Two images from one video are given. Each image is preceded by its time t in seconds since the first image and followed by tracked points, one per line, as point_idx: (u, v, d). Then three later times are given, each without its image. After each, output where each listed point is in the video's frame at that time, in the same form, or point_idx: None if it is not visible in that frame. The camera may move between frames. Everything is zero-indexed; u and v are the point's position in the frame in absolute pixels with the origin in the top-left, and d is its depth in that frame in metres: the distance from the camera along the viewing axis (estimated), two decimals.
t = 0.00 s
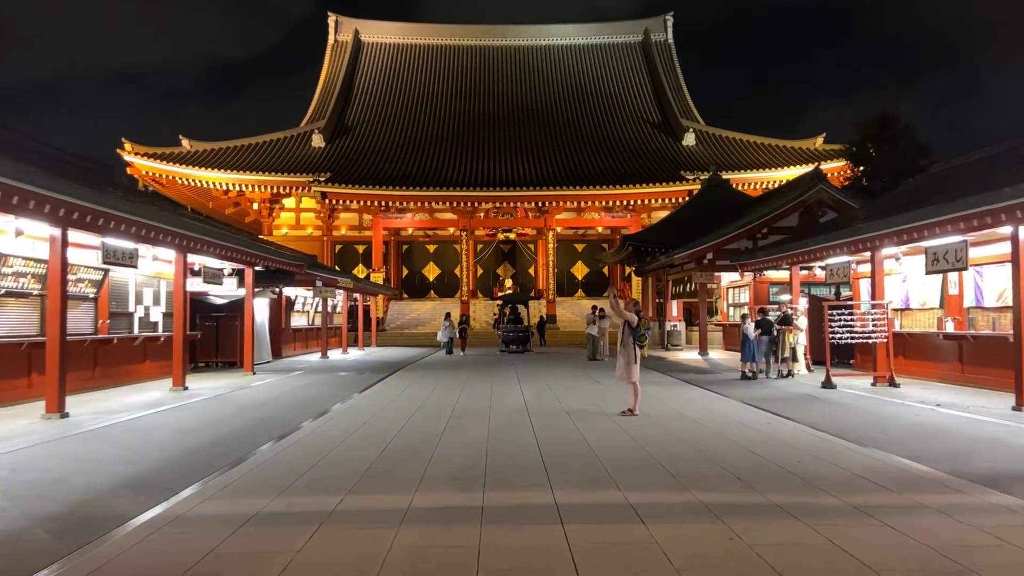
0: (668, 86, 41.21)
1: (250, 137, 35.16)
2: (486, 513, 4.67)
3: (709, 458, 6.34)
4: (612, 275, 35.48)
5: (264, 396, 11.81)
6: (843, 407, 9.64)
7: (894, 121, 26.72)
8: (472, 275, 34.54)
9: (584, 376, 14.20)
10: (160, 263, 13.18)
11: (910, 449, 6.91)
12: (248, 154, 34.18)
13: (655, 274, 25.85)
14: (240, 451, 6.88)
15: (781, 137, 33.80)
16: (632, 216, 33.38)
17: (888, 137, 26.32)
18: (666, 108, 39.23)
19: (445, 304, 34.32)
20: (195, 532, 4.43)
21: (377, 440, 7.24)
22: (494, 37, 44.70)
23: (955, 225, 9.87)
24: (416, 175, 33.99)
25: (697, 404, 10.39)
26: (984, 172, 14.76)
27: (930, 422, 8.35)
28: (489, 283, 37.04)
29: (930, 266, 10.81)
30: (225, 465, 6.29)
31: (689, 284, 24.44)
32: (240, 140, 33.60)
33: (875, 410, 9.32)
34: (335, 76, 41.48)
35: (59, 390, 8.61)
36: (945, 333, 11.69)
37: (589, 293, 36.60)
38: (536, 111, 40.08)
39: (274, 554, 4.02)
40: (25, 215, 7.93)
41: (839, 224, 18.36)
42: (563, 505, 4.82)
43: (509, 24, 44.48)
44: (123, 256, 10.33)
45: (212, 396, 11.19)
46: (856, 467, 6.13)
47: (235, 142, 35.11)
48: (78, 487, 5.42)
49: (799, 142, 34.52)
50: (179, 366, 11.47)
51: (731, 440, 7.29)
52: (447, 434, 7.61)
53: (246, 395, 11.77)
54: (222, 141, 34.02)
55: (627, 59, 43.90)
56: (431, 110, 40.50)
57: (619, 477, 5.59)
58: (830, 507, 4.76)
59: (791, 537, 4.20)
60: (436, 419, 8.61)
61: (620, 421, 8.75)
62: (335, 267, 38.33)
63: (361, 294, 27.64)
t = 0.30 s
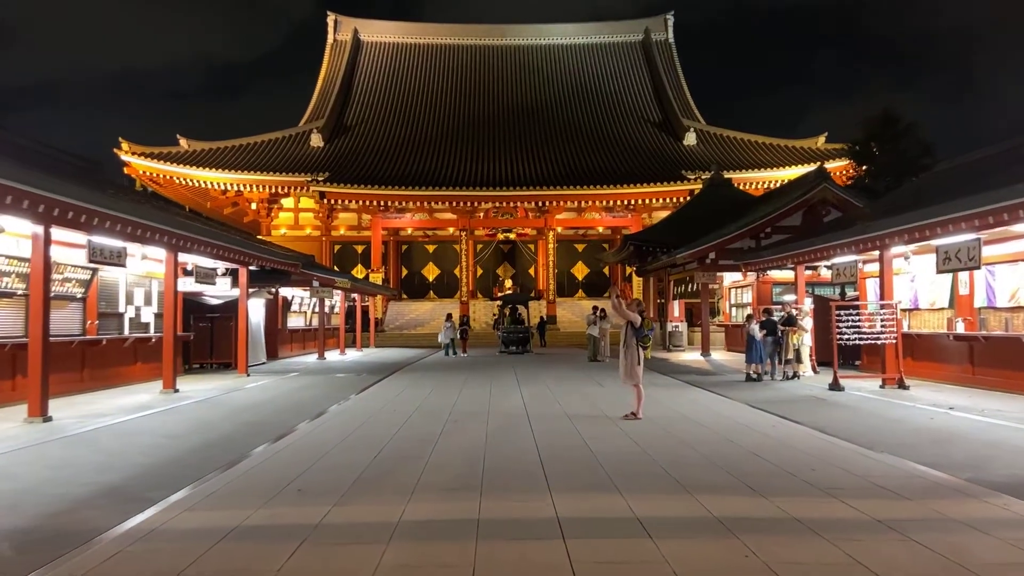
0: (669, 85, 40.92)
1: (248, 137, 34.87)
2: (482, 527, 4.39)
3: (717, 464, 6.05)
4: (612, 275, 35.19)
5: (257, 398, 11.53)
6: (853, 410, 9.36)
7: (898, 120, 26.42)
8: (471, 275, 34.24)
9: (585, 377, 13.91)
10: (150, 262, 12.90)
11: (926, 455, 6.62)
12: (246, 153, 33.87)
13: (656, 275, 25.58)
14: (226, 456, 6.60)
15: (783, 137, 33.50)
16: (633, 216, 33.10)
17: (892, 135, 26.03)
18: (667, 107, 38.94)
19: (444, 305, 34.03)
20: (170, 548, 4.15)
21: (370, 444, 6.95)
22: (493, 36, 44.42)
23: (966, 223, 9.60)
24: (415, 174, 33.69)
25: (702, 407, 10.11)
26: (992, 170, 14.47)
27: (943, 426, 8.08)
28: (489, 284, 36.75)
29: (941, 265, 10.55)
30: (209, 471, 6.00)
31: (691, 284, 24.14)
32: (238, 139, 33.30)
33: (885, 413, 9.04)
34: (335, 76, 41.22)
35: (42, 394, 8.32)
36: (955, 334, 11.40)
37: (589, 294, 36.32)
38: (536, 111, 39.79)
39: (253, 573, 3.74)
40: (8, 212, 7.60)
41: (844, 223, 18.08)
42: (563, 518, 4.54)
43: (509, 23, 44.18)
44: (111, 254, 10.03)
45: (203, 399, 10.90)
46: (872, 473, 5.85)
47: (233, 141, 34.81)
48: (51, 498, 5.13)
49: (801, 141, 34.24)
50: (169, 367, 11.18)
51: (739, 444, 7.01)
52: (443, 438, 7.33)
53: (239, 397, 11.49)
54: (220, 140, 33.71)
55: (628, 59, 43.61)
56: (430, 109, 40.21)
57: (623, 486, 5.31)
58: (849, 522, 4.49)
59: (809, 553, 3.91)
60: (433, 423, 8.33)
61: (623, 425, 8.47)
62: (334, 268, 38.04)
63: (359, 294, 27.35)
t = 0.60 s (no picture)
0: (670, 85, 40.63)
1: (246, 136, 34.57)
2: (481, 543, 4.08)
3: (730, 473, 5.75)
4: (613, 276, 34.89)
5: (252, 401, 11.22)
6: (865, 415, 9.05)
7: (903, 119, 26.13)
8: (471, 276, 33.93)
9: (588, 380, 13.61)
10: (142, 262, 12.60)
11: (947, 463, 6.32)
12: (244, 153, 33.58)
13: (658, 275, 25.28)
14: (214, 463, 6.28)
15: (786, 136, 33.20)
16: (634, 216, 32.80)
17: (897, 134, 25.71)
18: (668, 106, 38.64)
19: (444, 306, 33.72)
20: (146, 566, 3.84)
21: (364, 453, 6.63)
22: (494, 35, 44.13)
23: (980, 221, 9.31)
24: (415, 174, 33.38)
25: (708, 411, 9.81)
26: (1001, 167, 14.17)
27: (961, 431, 7.77)
28: (489, 284, 36.44)
29: (956, 264, 10.26)
30: (192, 482, 5.67)
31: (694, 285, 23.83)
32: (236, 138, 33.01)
33: (899, 417, 8.74)
34: (334, 75, 40.94)
35: (25, 397, 8.02)
36: (968, 334, 11.10)
37: (590, 294, 36.00)
38: (537, 110, 39.50)
39: None
40: None
41: (850, 222, 17.78)
42: (570, 534, 4.23)
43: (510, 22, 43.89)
44: (99, 252, 9.71)
45: (195, 402, 10.59)
46: (894, 483, 5.54)
47: (231, 141, 34.54)
48: (25, 509, 4.84)
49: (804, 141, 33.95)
50: (160, 369, 10.86)
51: (751, 451, 6.71)
52: (440, 446, 7.01)
53: (233, 399, 11.16)
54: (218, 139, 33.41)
55: (629, 58, 43.32)
56: (430, 109, 39.92)
57: (631, 497, 5.01)
58: (876, 539, 4.19)
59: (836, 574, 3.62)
60: (430, 429, 8.02)
61: (628, 431, 8.14)
62: (333, 268, 37.73)
63: (358, 294, 27.03)
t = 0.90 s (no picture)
0: (671, 85, 40.36)
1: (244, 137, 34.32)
2: (474, 559, 3.80)
3: (738, 481, 5.47)
4: (614, 276, 34.61)
5: (244, 404, 10.95)
6: (875, 418, 8.77)
7: (906, 117, 25.86)
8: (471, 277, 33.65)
9: (589, 382, 13.33)
10: (132, 261, 12.32)
11: (965, 470, 6.04)
12: (242, 153, 33.32)
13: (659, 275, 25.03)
14: (196, 471, 6.00)
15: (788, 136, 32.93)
16: (635, 216, 32.52)
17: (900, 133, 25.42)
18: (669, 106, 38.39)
19: (444, 307, 33.44)
20: None
21: (355, 460, 6.35)
22: (494, 36, 43.87)
23: (992, 218, 9.03)
24: (414, 174, 33.11)
25: (713, 414, 9.53)
26: (1009, 164, 13.91)
27: (976, 435, 7.49)
28: (489, 285, 36.14)
29: (967, 263, 9.97)
30: (172, 491, 5.40)
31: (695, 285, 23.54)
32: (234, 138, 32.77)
33: (911, 421, 8.46)
34: (333, 76, 40.70)
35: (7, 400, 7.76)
36: (977, 335, 10.83)
37: (591, 295, 35.72)
38: (537, 111, 39.26)
39: None
40: None
41: (854, 221, 17.51)
42: (569, 548, 3.95)
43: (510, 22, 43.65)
44: (86, 251, 9.46)
45: (185, 405, 10.32)
46: (912, 492, 5.26)
47: (229, 141, 34.28)
48: None
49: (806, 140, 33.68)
50: (149, 372, 10.58)
51: (760, 458, 6.43)
52: (435, 451, 6.73)
53: (225, 402, 10.88)
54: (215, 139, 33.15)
55: (629, 58, 43.08)
56: (430, 109, 39.68)
57: (635, 507, 4.73)
58: (897, 554, 3.90)
59: None
60: (424, 434, 7.74)
61: (631, 436, 7.85)
62: (332, 269, 37.46)
63: (356, 295, 26.75)
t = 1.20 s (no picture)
0: (671, 85, 40.08)
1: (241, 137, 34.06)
2: None
3: (741, 492, 5.20)
4: (614, 277, 34.36)
5: (233, 408, 10.67)
6: (883, 423, 8.49)
7: (908, 116, 25.58)
8: (469, 278, 33.37)
9: (587, 385, 13.06)
10: (119, 261, 12.02)
11: (980, 479, 5.76)
12: (239, 153, 33.05)
13: (659, 275, 24.78)
14: (174, 480, 5.72)
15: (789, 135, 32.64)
16: (635, 217, 32.23)
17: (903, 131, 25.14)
18: (669, 106, 38.11)
19: (442, 308, 33.16)
20: None
21: (340, 469, 6.07)
22: (493, 35, 43.58)
23: (1002, 217, 8.74)
24: (412, 174, 32.83)
25: (715, 419, 9.25)
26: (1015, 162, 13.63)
27: (988, 442, 7.21)
28: (488, 286, 35.85)
29: (975, 263, 9.68)
30: (145, 503, 5.12)
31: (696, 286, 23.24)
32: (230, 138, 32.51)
33: (920, 426, 8.17)
34: (331, 75, 40.40)
35: None
36: (985, 337, 10.55)
37: (591, 296, 35.45)
38: (537, 110, 38.98)
39: None
40: None
41: (857, 221, 17.23)
42: (560, 569, 3.67)
43: (509, 22, 43.38)
44: (66, 251, 9.20)
45: (171, 409, 10.03)
46: (926, 505, 4.98)
47: (226, 141, 33.99)
48: None
49: (808, 140, 33.38)
50: (135, 375, 10.30)
51: (765, 467, 6.15)
52: (426, 460, 6.44)
53: (214, 406, 10.60)
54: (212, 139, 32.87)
55: (629, 58, 42.80)
56: (428, 109, 39.41)
57: (633, 523, 4.46)
58: None
59: None
60: (416, 440, 7.45)
61: (630, 443, 7.58)
62: (331, 270, 37.16)
63: (353, 296, 26.46)
